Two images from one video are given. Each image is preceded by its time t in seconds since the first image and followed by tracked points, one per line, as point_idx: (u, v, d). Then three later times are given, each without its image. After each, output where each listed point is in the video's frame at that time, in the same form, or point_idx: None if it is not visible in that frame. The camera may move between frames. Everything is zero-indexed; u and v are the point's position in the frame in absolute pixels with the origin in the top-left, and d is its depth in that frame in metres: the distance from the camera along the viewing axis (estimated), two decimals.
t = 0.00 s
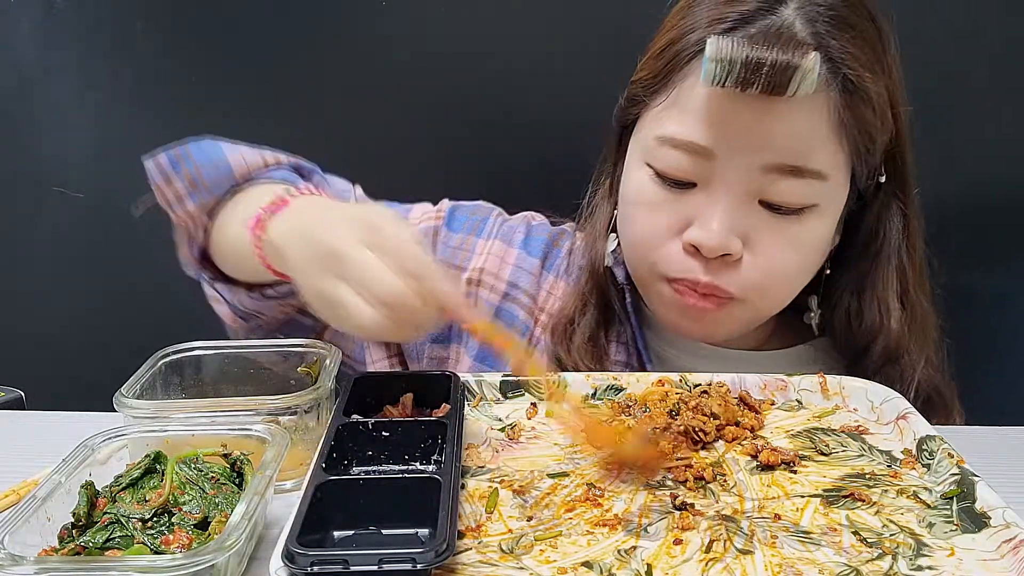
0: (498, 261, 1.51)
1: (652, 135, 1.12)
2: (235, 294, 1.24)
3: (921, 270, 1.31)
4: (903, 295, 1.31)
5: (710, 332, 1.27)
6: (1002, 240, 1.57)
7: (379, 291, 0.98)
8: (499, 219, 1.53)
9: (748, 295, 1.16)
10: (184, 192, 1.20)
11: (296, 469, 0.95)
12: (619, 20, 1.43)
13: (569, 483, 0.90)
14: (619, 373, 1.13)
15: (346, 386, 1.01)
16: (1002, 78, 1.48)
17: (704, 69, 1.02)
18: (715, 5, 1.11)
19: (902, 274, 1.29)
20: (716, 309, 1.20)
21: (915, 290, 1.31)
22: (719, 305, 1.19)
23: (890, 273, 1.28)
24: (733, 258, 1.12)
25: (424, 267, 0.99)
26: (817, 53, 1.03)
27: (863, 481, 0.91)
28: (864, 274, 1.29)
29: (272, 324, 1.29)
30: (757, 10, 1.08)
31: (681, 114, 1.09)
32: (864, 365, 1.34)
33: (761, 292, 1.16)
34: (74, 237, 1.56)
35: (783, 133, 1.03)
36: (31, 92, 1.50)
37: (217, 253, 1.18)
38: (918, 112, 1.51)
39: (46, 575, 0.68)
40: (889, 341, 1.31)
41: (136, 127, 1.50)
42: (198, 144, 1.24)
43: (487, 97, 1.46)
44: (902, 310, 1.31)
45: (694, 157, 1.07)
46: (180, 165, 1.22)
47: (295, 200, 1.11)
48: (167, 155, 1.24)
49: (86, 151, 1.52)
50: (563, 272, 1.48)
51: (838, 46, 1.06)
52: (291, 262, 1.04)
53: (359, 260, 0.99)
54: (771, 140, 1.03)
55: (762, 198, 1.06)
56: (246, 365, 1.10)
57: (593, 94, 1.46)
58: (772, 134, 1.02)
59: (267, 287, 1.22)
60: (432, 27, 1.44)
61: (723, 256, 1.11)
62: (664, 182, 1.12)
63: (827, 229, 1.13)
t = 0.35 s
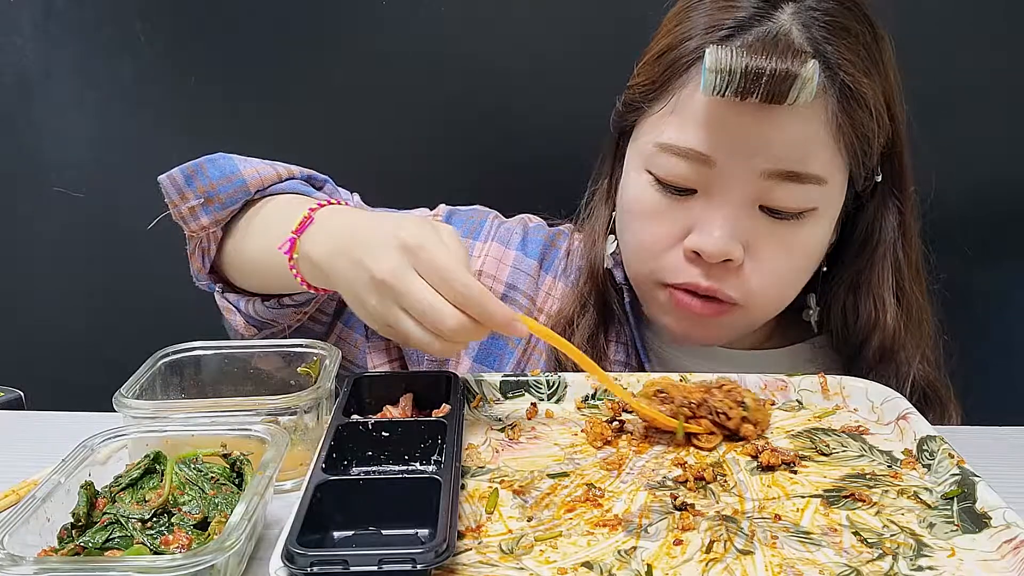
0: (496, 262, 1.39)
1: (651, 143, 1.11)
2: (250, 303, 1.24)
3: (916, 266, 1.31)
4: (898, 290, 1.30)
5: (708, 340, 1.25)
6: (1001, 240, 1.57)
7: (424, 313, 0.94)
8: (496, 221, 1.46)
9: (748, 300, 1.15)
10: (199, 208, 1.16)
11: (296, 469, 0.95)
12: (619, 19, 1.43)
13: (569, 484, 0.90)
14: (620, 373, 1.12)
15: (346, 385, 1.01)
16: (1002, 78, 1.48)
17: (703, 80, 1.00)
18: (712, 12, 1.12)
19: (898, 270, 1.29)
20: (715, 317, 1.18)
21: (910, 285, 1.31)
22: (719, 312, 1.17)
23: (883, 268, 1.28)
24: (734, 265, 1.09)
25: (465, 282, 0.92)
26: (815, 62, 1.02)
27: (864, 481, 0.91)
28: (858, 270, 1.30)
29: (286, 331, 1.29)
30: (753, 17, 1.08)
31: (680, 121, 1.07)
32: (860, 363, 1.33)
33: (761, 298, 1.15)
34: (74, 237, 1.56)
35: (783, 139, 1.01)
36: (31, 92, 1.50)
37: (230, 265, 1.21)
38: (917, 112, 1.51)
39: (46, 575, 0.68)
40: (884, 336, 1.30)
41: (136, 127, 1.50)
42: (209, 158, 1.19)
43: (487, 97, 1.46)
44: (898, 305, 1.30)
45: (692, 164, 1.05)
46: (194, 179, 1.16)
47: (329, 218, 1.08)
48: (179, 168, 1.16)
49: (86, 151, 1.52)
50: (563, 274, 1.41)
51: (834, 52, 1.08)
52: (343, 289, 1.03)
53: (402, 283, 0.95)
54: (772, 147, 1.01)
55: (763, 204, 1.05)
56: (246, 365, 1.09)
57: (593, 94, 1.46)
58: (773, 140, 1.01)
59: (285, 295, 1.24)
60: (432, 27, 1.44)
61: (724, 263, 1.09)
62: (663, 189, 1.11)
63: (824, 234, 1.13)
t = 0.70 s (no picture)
0: (499, 264, 1.39)
1: (654, 133, 1.11)
2: (250, 306, 1.24)
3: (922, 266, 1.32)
4: (904, 290, 1.31)
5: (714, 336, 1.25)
6: (1001, 240, 1.57)
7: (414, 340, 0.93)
8: (499, 222, 1.45)
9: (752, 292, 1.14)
10: (192, 214, 1.16)
11: (295, 469, 0.95)
12: (619, 19, 1.43)
13: (569, 484, 0.90)
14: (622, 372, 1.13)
15: (346, 385, 1.01)
16: (1002, 78, 1.48)
17: (705, 66, 1.02)
18: (716, 6, 1.13)
19: (903, 269, 1.30)
20: (718, 310, 1.18)
21: (916, 285, 1.32)
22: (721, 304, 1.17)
23: (889, 267, 1.28)
24: (737, 255, 1.09)
25: (451, 310, 0.90)
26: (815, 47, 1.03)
27: (864, 481, 0.91)
28: (863, 270, 1.29)
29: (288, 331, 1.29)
30: (755, 9, 1.08)
31: (683, 110, 1.08)
32: (866, 363, 1.34)
33: (765, 289, 1.14)
34: (74, 236, 1.56)
35: (785, 127, 1.02)
36: (31, 92, 1.50)
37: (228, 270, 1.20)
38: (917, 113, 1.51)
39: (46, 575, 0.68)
40: (891, 337, 1.30)
41: (136, 126, 1.50)
42: (201, 164, 1.19)
43: (488, 97, 1.46)
44: (903, 306, 1.31)
45: (694, 153, 1.06)
46: (187, 186, 1.17)
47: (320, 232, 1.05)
48: (171, 175, 1.17)
49: (86, 151, 1.52)
50: (566, 275, 1.40)
51: (835, 42, 1.08)
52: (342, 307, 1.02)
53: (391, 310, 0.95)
54: (773, 134, 1.02)
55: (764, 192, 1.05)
56: (246, 365, 1.09)
57: (593, 94, 1.46)
58: (774, 128, 1.01)
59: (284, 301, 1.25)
60: (432, 27, 1.44)
61: (727, 253, 1.09)
62: (666, 179, 1.11)
63: (827, 224, 1.13)
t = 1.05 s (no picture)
0: (495, 268, 1.39)
1: (644, 110, 1.13)
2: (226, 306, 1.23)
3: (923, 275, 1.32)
4: (905, 298, 1.31)
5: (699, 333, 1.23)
6: (1000, 240, 1.56)
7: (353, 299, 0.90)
8: (494, 226, 1.44)
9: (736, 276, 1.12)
10: (166, 209, 1.16)
11: (296, 469, 0.95)
12: (620, 19, 1.43)
13: (569, 483, 0.90)
14: (619, 372, 1.13)
15: (346, 385, 1.01)
16: (1001, 78, 1.48)
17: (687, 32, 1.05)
18: None
19: (903, 278, 1.29)
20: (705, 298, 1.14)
21: (918, 294, 1.31)
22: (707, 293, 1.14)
23: (889, 274, 1.28)
24: (718, 230, 1.07)
25: (384, 264, 0.86)
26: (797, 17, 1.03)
27: (863, 481, 0.91)
28: (863, 275, 1.29)
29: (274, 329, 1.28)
30: None
31: (669, 85, 1.10)
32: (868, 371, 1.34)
33: (749, 271, 1.11)
34: (74, 236, 1.56)
35: (765, 96, 1.03)
36: (31, 92, 1.50)
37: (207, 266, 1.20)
38: (915, 113, 1.52)
39: (46, 575, 0.68)
40: (892, 345, 1.31)
41: (136, 126, 1.50)
42: (173, 158, 1.19)
43: (488, 97, 1.46)
44: (904, 314, 1.31)
45: (679, 125, 1.07)
46: (159, 179, 1.15)
47: (267, 211, 1.06)
48: (143, 170, 1.15)
49: (86, 151, 1.52)
50: (563, 277, 1.39)
51: (828, 27, 1.09)
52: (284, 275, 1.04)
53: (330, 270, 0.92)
54: (754, 101, 1.03)
55: (746, 164, 1.05)
56: (246, 365, 1.10)
57: (593, 94, 1.46)
58: (755, 96, 1.03)
59: (257, 298, 1.24)
60: (432, 27, 1.44)
61: (708, 227, 1.07)
62: (652, 155, 1.12)
63: (815, 204, 1.10)
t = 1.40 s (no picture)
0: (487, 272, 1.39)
1: (629, 107, 1.13)
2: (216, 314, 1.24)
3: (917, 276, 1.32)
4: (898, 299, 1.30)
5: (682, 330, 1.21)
6: (995, 239, 1.57)
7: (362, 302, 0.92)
8: (485, 230, 1.43)
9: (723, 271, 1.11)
10: (155, 217, 1.16)
11: (296, 469, 0.95)
12: (619, 19, 1.43)
13: (569, 483, 0.90)
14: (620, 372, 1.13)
15: (346, 385, 1.01)
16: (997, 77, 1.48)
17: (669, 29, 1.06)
18: None
19: (897, 278, 1.29)
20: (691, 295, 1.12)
21: (912, 296, 1.31)
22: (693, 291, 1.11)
23: (884, 275, 1.28)
24: (701, 228, 1.06)
25: (395, 262, 0.87)
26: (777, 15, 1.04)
27: (863, 481, 0.91)
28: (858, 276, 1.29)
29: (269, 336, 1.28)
30: None
31: (653, 82, 1.10)
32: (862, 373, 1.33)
33: (732, 272, 1.10)
34: (74, 236, 1.56)
35: (749, 89, 1.04)
36: (31, 93, 1.50)
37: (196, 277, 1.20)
38: (911, 112, 1.52)
39: (46, 575, 0.68)
40: (886, 346, 1.30)
41: (136, 126, 1.50)
42: (162, 165, 1.18)
43: (488, 97, 1.46)
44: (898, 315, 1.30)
45: (663, 121, 1.07)
46: (147, 188, 1.16)
47: (263, 210, 1.06)
48: (131, 177, 1.15)
49: (86, 151, 1.52)
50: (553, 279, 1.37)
51: (815, 25, 1.11)
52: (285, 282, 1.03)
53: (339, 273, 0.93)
54: (738, 96, 1.03)
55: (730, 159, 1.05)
56: (246, 366, 1.10)
57: (593, 93, 1.46)
58: (737, 89, 1.03)
59: (248, 305, 1.24)
60: (432, 27, 1.44)
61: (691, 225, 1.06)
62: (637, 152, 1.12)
63: (800, 200, 1.09)
